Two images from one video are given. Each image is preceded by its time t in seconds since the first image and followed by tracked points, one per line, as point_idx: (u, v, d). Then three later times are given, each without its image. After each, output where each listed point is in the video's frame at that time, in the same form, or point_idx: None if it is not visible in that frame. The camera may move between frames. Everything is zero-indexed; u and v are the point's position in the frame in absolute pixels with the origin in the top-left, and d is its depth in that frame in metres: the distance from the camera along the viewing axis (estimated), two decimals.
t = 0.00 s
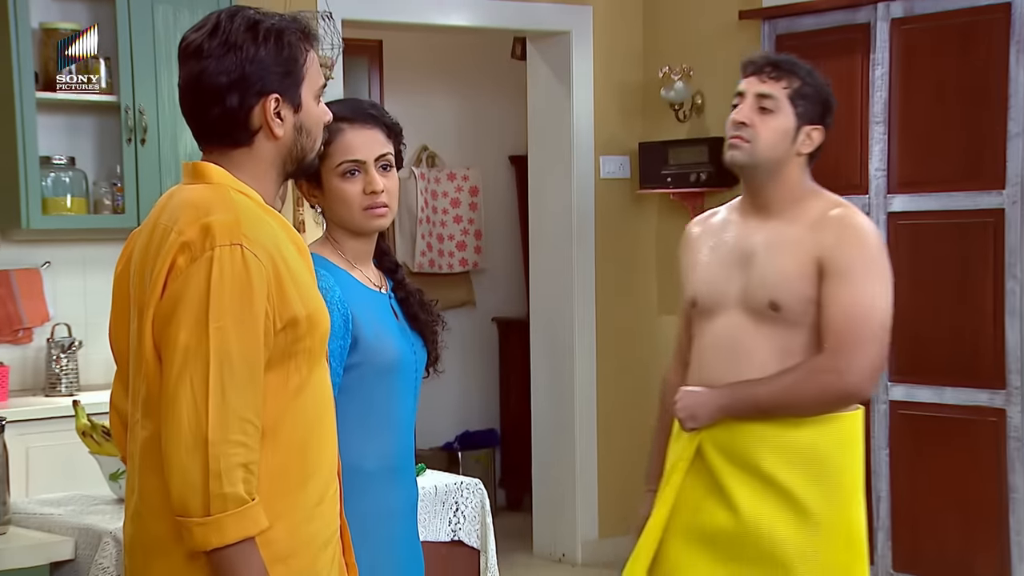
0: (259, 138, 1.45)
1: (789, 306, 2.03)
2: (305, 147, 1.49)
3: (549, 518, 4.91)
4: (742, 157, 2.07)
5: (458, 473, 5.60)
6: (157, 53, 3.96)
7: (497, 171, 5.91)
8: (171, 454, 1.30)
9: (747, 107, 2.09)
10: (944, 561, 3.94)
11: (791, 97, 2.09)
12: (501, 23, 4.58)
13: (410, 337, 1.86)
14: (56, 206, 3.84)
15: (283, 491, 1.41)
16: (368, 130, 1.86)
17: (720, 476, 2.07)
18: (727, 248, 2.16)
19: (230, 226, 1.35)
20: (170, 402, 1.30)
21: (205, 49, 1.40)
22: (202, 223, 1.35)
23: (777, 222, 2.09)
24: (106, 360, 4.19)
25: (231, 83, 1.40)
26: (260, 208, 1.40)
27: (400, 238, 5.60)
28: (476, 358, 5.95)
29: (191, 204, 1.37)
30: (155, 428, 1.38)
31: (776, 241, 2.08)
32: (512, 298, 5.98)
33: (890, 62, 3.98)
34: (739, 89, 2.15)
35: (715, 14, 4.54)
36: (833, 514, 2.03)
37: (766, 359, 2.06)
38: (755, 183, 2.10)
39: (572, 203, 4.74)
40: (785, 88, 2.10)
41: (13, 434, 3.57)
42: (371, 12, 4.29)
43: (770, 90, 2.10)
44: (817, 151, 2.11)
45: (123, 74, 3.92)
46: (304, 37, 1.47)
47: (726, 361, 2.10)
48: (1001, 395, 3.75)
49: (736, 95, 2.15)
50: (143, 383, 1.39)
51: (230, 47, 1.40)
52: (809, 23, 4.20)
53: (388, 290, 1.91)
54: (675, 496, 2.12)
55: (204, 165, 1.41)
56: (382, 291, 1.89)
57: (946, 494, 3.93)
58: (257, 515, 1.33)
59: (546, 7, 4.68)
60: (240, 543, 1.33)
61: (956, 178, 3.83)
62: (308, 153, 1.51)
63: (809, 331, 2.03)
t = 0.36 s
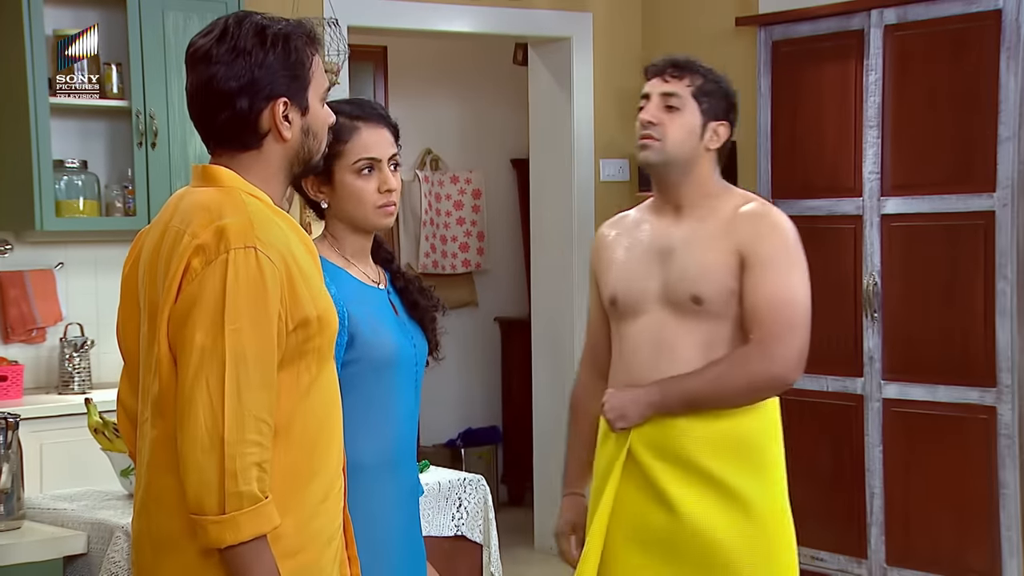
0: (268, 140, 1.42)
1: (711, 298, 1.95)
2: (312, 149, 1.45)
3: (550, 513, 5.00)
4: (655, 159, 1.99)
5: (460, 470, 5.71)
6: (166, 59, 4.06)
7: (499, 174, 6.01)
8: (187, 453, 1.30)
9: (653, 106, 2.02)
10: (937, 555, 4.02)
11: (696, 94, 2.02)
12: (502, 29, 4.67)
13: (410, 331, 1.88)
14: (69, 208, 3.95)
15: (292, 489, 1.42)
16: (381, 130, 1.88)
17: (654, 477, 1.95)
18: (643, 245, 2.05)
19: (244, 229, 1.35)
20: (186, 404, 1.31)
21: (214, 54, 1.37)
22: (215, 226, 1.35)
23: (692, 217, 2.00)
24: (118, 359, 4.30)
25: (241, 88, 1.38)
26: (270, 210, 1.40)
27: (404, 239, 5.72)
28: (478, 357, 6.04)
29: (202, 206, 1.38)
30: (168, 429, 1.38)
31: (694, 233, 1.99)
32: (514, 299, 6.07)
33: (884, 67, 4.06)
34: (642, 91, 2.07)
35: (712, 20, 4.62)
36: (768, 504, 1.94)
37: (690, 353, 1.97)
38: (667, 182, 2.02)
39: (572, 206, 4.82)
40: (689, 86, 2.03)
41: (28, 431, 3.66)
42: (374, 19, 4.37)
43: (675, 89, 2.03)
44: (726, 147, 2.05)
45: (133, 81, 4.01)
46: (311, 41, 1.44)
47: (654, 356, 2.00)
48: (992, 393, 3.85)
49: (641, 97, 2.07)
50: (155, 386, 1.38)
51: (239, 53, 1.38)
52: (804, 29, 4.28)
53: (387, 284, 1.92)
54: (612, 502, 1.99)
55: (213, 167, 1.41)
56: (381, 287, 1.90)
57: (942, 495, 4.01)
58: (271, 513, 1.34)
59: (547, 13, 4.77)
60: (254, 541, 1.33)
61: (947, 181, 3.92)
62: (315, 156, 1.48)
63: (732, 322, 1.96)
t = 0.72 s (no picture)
0: (274, 141, 1.43)
1: (682, 303, 1.96)
2: (318, 149, 1.46)
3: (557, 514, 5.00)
4: (633, 165, 2.01)
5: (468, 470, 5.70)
6: (175, 60, 4.06)
7: (506, 175, 6.02)
8: (202, 453, 1.31)
9: (632, 108, 2.03)
10: (945, 557, 4.02)
11: (674, 97, 2.04)
12: (509, 29, 4.67)
13: (412, 330, 1.88)
14: (78, 209, 3.96)
15: (303, 487, 1.42)
16: (395, 129, 1.89)
17: (630, 486, 1.95)
18: (619, 250, 2.06)
19: (254, 229, 1.35)
20: (200, 404, 1.31)
21: (220, 54, 1.37)
22: (225, 226, 1.35)
23: (667, 223, 2.02)
24: (126, 359, 4.30)
25: (247, 88, 1.38)
26: (279, 209, 1.41)
27: (411, 241, 5.67)
28: (485, 357, 6.04)
29: (211, 206, 1.38)
30: (180, 430, 1.38)
31: (668, 238, 2.00)
32: (521, 299, 6.07)
33: (892, 67, 4.06)
34: (621, 90, 2.08)
35: (720, 20, 4.61)
36: (745, 508, 1.94)
37: (661, 359, 1.98)
38: (644, 186, 2.03)
39: (579, 207, 4.82)
40: (668, 88, 2.05)
41: (36, 431, 3.66)
42: (381, 19, 4.38)
43: (654, 91, 2.04)
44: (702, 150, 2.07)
45: (142, 82, 4.02)
46: (316, 41, 1.44)
47: (629, 362, 2.01)
48: (1001, 394, 3.84)
49: (620, 96, 2.08)
50: (166, 386, 1.38)
51: (245, 53, 1.38)
52: (811, 29, 4.28)
53: (386, 285, 1.90)
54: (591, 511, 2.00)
55: (221, 168, 1.41)
56: (381, 286, 1.88)
57: (951, 497, 4.00)
58: (286, 512, 1.34)
59: (554, 14, 4.77)
60: (269, 540, 1.33)
61: (956, 181, 3.91)
62: (321, 155, 1.48)
63: (704, 327, 1.96)
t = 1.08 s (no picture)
0: (279, 141, 1.43)
1: (686, 282, 1.96)
2: (323, 149, 1.46)
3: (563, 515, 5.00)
4: (655, 130, 2.01)
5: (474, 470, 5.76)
6: (182, 60, 4.07)
7: (512, 175, 6.02)
8: (211, 454, 1.31)
9: (664, 81, 2.04)
10: (954, 558, 4.01)
11: (708, 75, 2.04)
12: (516, 30, 4.67)
13: (413, 331, 1.87)
14: (86, 209, 3.96)
15: (311, 485, 1.43)
16: (383, 135, 1.81)
17: (620, 464, 1.97)
18: (632, 228, 2.06)
19: (261, 229, 1.35)
20: (209, 405, 1.31)
21: (225, 55, 1.38)
22: (232, 226, 1.35)
23: (680, 201, 2.02)
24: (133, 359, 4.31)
25: (252, 89, 1.38)
26: (285, 209, 1.41)
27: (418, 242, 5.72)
28: (492, 358, 6.04)
29: (217, 207, 1.38)
30: (188, 430, 1.38)
31: (679, 218, 2.00)
32: (528, 300, 6.07)
33: (899, 67, 4.05)
34: (658, 61, 2.09)
35: (727, 21, 4.61)
36: (735, 495, 1.92)
37: (662, 338, 1.98)
38: (663, 161, 2.04)
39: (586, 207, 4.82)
40: (704, 66, 2.05)
41: (44, 432, 3.67)
42: (388, 20, 4.38)
43: (689, 66, 2.05)
44: (729, 133, 2.06)
45: (149, 83, 4.02)
46: (321, 41, 1.44)
47: (627, 341, 2.02)
48: (1009, 394, 3.83)
49: (655, 66, 2.09)
50: (173, 387, 1.38)
51: (250, 54, 1.38)
52: (818, 29, 4.28)
53: (385, 282, 1.90)
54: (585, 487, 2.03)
55: (227, 168, 1.41)
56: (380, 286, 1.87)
57: (959, 498, 3.99)
58: (296, 512, 1.35)
59: (561, 14, 4.77)
60: (278, 541, 1.34)
61: (964, 181, 3.90)
62: (326, 155, 1.48)
63: (705, 309, 1.96)
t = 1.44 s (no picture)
0: (290, 141, 1.43)
1: (707, 302, 1.94)
2: (333, 149, 1.46)
3: (571, 515, 5.01)
4: (674, 152, 2.00)
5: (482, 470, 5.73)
6: (191, 60, 4.07)
7: (520, 175, 6.02)
8: (220, 456, 1.31)
9: (678, 98, 2.03)
10: (963, 559, 4.00)
11: (722, 90, 2.03)
12: (524, 30, 4.68)
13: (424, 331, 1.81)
14: (95, 210, 3.97)
15: (320, 487, 1.43)
16: (381, 137, 1.77)
17: (636, 487, 1.96)
18: (657, 249, 2.05)
19: (271, 231, 1.36)
20: (218, 407, 1.31)
21: (236, 54, 1.38)
22: (242, 228, 1.36)
23: (703, 220, 2.00)
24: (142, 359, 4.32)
25: (264, 88, 1.38)
26: (295, 211, 1.41)
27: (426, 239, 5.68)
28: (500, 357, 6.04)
29: (227, 208, 1.38)
30: (197, 431, 1.38)
31: (702, 237, 1.98)
32: (536, 300, 6.07)
33: (908, 67, 4.04)
34: (670, 79, 2.07)
35: (735, 21, 4.60)
36: (750, 520, 1.92)
37: (683, 359, 1.96)
38: (685, 179, 2.03)
39: (594, 208, 4.82)
40: (717, 80, 2.03)
41: (54, 432, 3.68)
42: (396, 20, 4.38)
43: (702, 82, 2.03)
44: (748, 146, 2.05)
45: (158, 83, 4.03)
46: (332, 41, 1.44)
47: (647, 363, 2.00)
48: (1018, 395, 3.83)
49: (667, 85, 2.07)
50: (182, 388, 1.39)
51: (262, 53, 1.38)
52: (827, 29, 4.27)
53: (399, 285, 1.85)
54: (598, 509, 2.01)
55: (237, 169, 1.41)
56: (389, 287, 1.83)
57: (968, 499, 3.98)
58: (304, 514, 1.35)
59: (569, 14, 4.77)
60: (287, 543, 1.34)
61: (973, 181, 3.90)
62: (336, 155, 1.49)
63: (727, 331, 1.94)
